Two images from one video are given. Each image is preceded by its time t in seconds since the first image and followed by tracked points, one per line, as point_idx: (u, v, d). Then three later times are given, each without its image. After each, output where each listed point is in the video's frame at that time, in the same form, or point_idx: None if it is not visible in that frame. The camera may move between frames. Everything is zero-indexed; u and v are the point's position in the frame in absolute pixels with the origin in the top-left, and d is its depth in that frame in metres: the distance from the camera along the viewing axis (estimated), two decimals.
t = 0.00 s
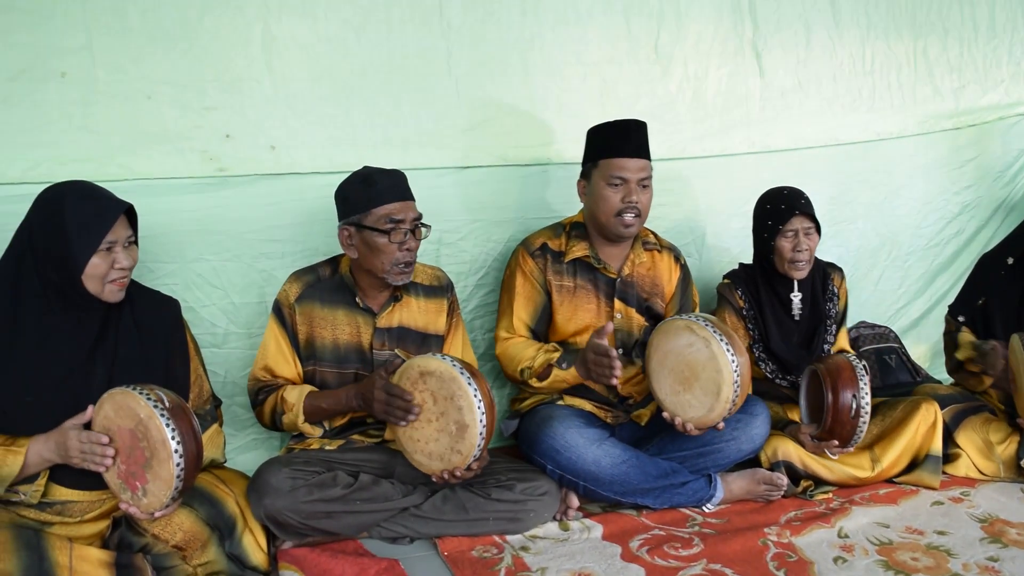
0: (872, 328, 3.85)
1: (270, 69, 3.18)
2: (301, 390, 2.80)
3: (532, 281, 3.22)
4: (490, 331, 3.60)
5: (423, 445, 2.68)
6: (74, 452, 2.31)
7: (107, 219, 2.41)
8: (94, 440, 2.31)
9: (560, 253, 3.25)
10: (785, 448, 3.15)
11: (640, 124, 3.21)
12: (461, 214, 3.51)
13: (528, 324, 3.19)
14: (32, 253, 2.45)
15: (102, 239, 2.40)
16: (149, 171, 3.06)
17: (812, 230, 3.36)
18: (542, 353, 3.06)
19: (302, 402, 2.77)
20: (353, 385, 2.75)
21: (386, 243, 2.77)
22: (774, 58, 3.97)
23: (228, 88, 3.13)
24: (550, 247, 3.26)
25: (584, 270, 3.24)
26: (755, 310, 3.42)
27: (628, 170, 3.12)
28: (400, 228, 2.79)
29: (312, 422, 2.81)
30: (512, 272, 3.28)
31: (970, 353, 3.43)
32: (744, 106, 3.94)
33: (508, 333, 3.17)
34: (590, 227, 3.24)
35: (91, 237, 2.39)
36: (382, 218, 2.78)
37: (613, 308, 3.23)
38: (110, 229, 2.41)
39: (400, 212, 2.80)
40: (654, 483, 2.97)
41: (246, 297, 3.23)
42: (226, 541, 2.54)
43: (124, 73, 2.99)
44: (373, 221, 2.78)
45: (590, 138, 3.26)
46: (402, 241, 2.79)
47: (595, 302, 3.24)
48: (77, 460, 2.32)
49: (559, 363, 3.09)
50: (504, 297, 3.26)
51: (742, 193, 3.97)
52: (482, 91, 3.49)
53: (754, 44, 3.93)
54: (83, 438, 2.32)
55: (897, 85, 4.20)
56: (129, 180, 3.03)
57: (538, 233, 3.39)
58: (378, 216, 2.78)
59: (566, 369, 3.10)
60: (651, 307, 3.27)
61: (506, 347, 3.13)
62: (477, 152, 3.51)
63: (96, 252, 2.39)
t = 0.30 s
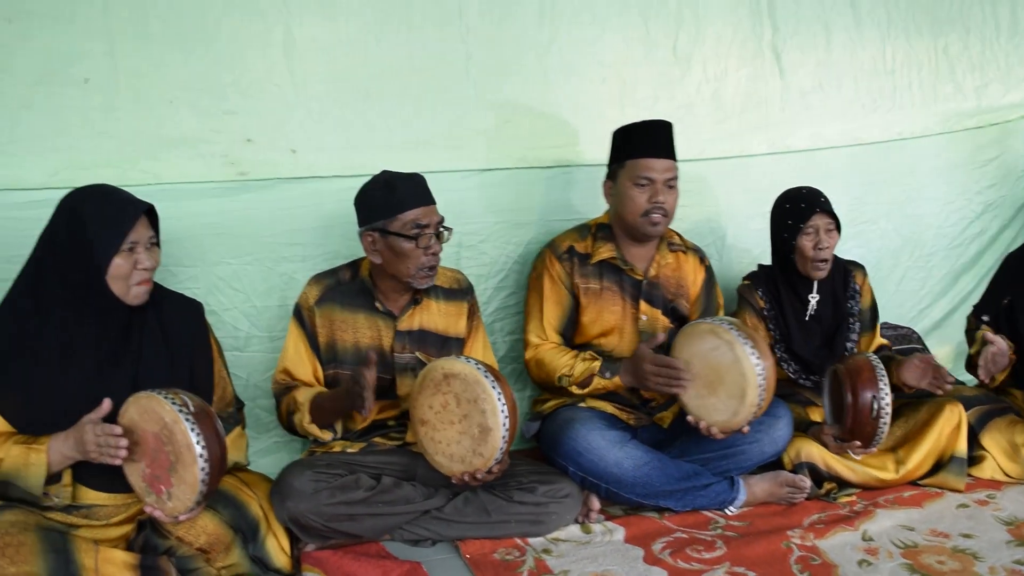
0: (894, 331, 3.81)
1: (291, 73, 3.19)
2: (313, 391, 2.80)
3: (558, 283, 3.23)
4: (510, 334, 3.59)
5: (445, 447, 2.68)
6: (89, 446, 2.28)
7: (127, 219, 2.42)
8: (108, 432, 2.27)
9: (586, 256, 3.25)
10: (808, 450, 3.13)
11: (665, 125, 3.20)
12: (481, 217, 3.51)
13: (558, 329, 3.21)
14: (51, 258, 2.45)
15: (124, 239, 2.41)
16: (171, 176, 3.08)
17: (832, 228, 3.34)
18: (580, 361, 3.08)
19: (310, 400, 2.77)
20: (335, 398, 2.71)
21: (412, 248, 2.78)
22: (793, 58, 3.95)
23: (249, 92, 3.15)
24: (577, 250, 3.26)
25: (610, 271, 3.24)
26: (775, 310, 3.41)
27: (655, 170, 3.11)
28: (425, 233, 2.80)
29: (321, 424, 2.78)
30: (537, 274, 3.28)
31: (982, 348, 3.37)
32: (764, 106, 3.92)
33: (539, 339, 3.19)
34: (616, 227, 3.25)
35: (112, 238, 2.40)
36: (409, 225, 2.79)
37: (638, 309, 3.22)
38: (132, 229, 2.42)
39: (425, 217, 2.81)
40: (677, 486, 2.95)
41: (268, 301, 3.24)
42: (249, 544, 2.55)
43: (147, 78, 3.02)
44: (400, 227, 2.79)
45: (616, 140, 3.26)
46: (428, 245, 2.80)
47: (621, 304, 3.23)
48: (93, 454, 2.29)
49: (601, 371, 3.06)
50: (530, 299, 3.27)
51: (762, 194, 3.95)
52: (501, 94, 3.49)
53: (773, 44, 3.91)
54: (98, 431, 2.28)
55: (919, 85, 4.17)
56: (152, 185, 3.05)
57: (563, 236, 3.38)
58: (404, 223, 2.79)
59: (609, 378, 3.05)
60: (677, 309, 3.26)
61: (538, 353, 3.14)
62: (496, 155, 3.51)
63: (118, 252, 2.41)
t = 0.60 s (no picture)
0: (906, 335, 3.79)
1: (303, 80, 3.21)
2: (330, 398, 2.82)
3: (572, 285, 3.24)
4: (522, 339, 3.60)
5: (458, 451, 2.68)
6: (103, 457, 2.33)
7: (138, 229, 2.43)
8: (120, 443, 2.32)
9: (600, 258, 3.26)
10: (819, 456, 3.12)
11: (688, 132, 3.21)
12: (491, 223, 3.52)
13: (568, 328, 3.22)
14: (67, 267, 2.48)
15: (135, 249, 2.42)
16: (184, 183, 3.10)
17: (844, 236, 3.35)
18: (579, 358, 3.14)
19: (330, 409, 2.79)
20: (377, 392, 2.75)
21: (421, 255, 2.80)
22: (804, 63, 3.95)
23: (261, 100, 3.17)
24: (590, 252, 3.28)
25: (625, 276, 3.24)
26: (786, 317, 3.42)
27: (675, 177, 3.13)
28: (434, 239, 2.82)
29: (341, 430, 2.80)
30: (552, 275, 3.31)
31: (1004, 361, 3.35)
32: (775, 111, 3.92)
33: (547, 337, 3.21)
34: (632, 232, 3.25)
35: (124, 247, 2.41)
36: (417, 231, 2.80)
37: (652, 315, 3.21)
38: (144, 239, 2.43)
39: (433, 223, 2.82)
40: (689, 491, 2.95)
41: (280, 307, 3.26)
42: (262, 549, 2.56)
43: (160, 86, 3.04)
44: (408, 234, 2.80)
45: (636, 146, 3.27)
46: (436, 252, 2.81)
47: (633, 309, 3.23)
48: (106, 465, 2.33)
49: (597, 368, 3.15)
50: (544, 300, 3.29)
51: (773, 199, 3.94)
52: (512, 100, 3.50)
53: (784, 49, 3.91)
54: (111, 443, 2.33)
55: (930, 89, 4.16)
56: (164, 192, 3.07)
57: (578, 237, 3.41)
58: (413, 230, 2.80)
59: (604, 374, 3.16)
60: (688, 315, 3.24)
61: (547, 351, 3.18)
62: (507, 161, 3.52)
63: (130, 261, 2.42)
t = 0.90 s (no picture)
0: (911, 337, 3.78)
1: (309, 83, 3.22)
2: (333, 402, 2.82)
3: (575, 288, 3.25)
4: (527, 342, 3.60)
5: (461, 454, 2.69)
6: (112, 459, 2.33)
7: (143, 233, 2.44)
8: (131, 446, 2.33)
9: (604, 261, 3.26)
10: (825, 459, 3.12)
11: (688, 133, 3.21)
12: (497, 226, 3.52)
13: (570, 331, 3.21)
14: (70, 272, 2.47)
15: (142, 253, 2.43)
16: (191, 186, 3.11)
17: (851, 239, 3.34)
18: (583, 360, 3.09)
19: (333, 412, 2.79)
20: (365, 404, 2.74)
21: (429, 258, 2.80)
22: (809, 65, 3.95)
23: (268, 103, 3.18)
24: (594, 255, 3.28)
25: (628, 279, 3.24)
26: (792, 320, 3.41)
27: (677, 179, 3.13)
28: (441, 243, 2.82)
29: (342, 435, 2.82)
30: (555, 279, 3.30)
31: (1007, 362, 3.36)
32: (780, 114, 3.92)
33: (548, 339, 3.19)
34: (634, 235, 3.25)
35: (130, 250, 2.42)
36: (425, 235, 2.80)
37: (655, 317, 3.22)
38: (149, 242, 2.44)
39: (441, 228, 2.82)
40: (694, 495, 2.95)
41: (286, 310, 3.27)
42: (269, 551, 2.57)
43: (167, 90, 3.05)
44: (416, 237, 2.80)
45: (637, 149, 3.27)
46: (443, 256, 2.82)
47: (637, 312, 3.23)
48: (115, 468, 2.34)
49: (603, 370, 3.08)
50: (547, 304, 3.29)
51: (778, 202, 3.95)
52: (517, 103, 3.51)
53: (789, 52, 3.92)
54: (121, 446, 2.34)
55: (936, 91, 4.16)
56: (171, 195, 3.08)
57: (583, 241, 3.40)
58: (420, 233, 2.80)
59: (610, 376, 3.08)
60: (693, 317, 3.25)
61: (547, 352, 3.15)
62: (513, 164, 3.52)
63: (136, 264, 2.43)
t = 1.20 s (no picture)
0: (920, 337, 3.77)
1: (318, 82, 3.23)
2: (344, 399, 2.83)
3: (581, 293, 3.23)
4: (535, 342, 3.60)
5: (470, 453, 2.69)
6: (129, 454, 2.36)
7: (154, 229, 2.45)
8: (148, 439, 2.35)
9: (607, 263, 3.25)
10: (835, 459, 3.11)
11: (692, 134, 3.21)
12: (505, 225, 3.52)
13: (584, 338, 3.20)
14: (80, 268, 2.48)
15: (152, 251, 2.44)
16: (200, 185, 3.11)
17: (864, 239, 3.34)
18: (604, 373, 3.10)
19: (342, 408, 2.80)
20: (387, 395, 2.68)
21: (433, 258, 2.80)
22: (819, 64, 3.94)
23: (277, 102, 3.18)
24: (598, 258, 3.27)
25: (632, 280, 3.24)
26: (802, 319, 3.40)
27: (678, 179, 3.12)
28: (446, 243, 2.81)
29: (353, 431, 2.80)
30: (560, 283, 3.29)
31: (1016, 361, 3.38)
32: (789, 113, 3.91)
33: (565, 349, 3.19)
34: (638, 236, 3.24)
35: (141, 247, 2.43)
36: (430, 235, 2.80)
37: (661, 318, 3.22)
38: (159, 239, 2.45)
39: (447, 227, 2.82)
40: (703, 494, 2.94)
41: (294, 309, 3.27)
42: (277, 550, 2.57)
43: (177, 89, 3.06)
44: (421, 237, 2.80)
45: (639, 149, 3.26)
46: (449, 256, 2.81)
47: (643, 313, 3.23)
48: (132, 461, 2.37)
49: (625, 383, 3.09)
50: (554, 310, 3.28)
51: (787, 201, 3.93)
52: (525, 102, 3.51)
53: (798, 51, 3.90)
54: (138, 439, 2.36)
55: (946, 90, 4.14)
56: (180, 194, 3.09)
57: (586, 243, 3.40)
58: (426, 233, 2.80)
59: (632, 389, 3.09)
60: (698, 317, 3.26)
61: (565, 363, 3.16)
62: (521, 163, 3.52)
63: (146, 262, 2.44)
